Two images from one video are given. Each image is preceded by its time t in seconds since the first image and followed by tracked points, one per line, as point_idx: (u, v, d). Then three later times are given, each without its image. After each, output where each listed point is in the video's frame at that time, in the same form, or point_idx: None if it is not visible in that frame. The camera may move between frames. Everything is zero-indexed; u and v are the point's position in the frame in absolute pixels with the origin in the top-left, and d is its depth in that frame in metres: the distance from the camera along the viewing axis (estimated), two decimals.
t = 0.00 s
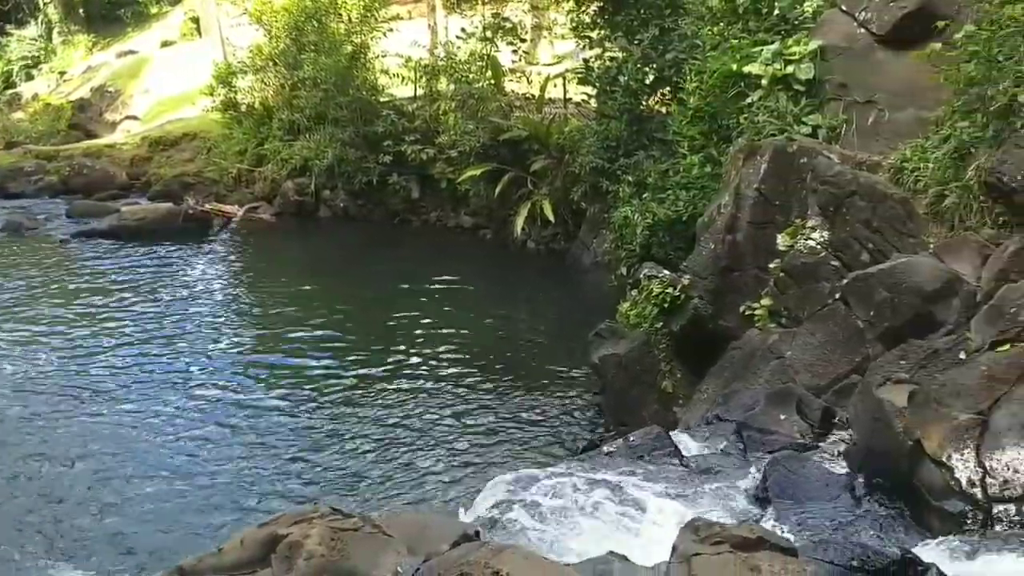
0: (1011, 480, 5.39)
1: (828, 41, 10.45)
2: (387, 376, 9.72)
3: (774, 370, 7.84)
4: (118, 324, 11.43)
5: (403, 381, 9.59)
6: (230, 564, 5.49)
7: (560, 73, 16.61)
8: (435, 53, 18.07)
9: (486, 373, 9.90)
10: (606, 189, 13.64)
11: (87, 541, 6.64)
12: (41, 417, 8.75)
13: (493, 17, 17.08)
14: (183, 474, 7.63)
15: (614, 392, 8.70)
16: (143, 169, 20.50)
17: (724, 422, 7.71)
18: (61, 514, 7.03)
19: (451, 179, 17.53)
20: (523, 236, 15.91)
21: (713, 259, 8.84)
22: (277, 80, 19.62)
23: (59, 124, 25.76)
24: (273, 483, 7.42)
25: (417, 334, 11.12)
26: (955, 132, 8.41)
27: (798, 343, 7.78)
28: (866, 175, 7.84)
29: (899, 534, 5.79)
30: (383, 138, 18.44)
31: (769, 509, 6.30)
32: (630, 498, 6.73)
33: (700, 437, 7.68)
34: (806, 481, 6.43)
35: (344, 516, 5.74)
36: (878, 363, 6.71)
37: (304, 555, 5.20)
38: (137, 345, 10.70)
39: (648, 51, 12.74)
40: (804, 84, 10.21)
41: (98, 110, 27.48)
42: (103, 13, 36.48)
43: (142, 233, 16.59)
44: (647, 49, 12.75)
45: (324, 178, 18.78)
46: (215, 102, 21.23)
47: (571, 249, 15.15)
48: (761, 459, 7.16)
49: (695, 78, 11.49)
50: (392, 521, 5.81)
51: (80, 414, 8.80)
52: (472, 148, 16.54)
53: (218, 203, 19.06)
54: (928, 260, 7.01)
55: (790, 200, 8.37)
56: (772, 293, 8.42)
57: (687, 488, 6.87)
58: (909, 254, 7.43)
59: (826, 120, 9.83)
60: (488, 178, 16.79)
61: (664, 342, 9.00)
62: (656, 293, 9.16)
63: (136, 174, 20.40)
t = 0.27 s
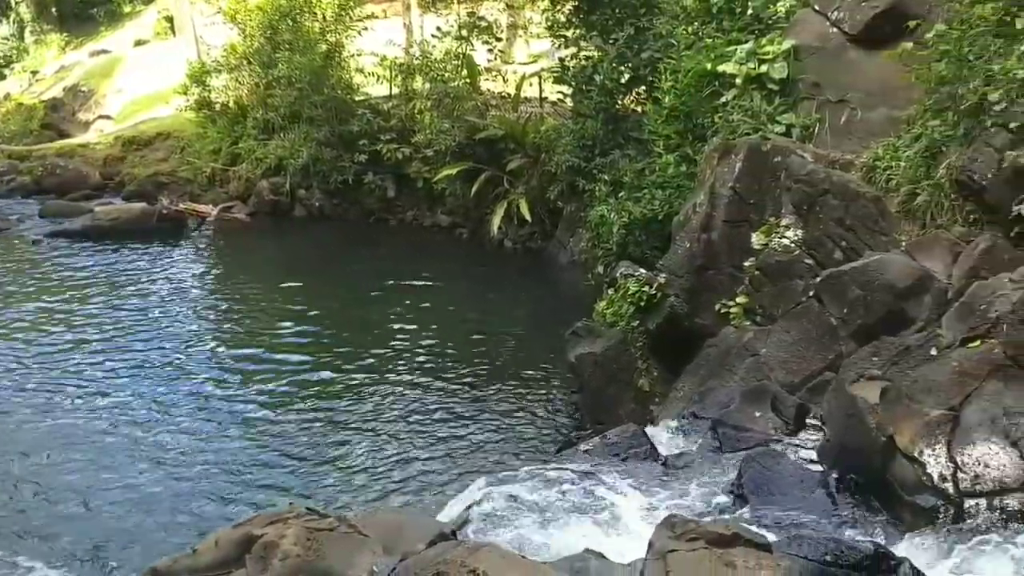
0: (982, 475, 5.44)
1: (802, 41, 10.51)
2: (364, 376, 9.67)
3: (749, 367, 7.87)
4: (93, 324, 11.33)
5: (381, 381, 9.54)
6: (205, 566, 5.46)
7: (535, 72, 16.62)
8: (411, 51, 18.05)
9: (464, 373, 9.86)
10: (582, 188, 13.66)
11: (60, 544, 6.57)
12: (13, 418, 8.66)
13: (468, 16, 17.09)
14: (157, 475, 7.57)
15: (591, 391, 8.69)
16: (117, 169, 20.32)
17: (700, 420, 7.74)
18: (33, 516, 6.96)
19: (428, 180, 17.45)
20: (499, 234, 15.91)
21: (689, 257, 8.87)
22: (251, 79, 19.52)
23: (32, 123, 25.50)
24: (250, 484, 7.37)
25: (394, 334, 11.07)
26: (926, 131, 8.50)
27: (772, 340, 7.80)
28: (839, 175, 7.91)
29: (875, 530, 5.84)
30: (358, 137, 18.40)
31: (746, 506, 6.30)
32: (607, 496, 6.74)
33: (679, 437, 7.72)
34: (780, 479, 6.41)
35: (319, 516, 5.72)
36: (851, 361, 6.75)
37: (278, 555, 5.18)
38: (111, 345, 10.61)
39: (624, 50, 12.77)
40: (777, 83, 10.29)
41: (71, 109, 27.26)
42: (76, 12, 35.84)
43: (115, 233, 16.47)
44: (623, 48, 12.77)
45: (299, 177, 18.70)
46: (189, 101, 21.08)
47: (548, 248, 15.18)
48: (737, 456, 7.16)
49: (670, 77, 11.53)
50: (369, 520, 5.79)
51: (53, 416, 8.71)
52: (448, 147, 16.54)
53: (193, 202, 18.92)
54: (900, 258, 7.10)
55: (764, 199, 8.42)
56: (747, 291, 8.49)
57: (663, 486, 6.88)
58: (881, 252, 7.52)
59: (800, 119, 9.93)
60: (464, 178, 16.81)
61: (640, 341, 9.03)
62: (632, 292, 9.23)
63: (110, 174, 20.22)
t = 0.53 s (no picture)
0: (954, 470, 5.54)
1: (776, 41, 10.57)
2: (339, 377, 9.60)
3: (725, 365, 7.89)
4: (65, 325, 11.22)
5: (356, 381, 9.48)
6: (179, 568, 5.40)
7: (511, 71, 16.60)
8: (386, 50, 17.99)
9: (440, 372, 9.82)
10: (558, 187, 13.66)
11: (32, 547, 6.49)
12: None
13: (444, 15, 17.08)
14: (132, 477, 7.49)
15: (568, 389, 8.63)
16: (90, 169, 20.13)
17: (676, 417, 7.75)
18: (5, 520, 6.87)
19: (403, 178, 17.55)
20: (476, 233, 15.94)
21: (665, 255, 8.89)
22: (225, 78, 19.39)
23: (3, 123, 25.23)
24: (224, 487, 7.30)
25: (370, 335, 11.01)
26: (898, 130, 8.55)
27: (748, 338, 7.84)
28: (813, 174, 7.99)
29: (853, 526, 5.82)
30: (334, 137, 18.37)
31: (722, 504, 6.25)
32: (584, 495, 6.74)
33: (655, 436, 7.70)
34: (756, 474, 6.35)
35: (295, 517, 5.69)
36: (825, 357, 6.70)
37: (254, 557, 5.14)
38: (84, 347, 10.51)
39: (599, 50, 12.77)
40: (751, 83, 10.36)
41: (44, 109, 27.03)
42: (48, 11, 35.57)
43: (88, 233, 16.31)
44: (599, 47, 12.77)
45: (274, 176, 18.60)
46: (162, 100, 20.91)
47: (525, 247, 15.19)
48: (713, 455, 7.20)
49: (645, 76, 11.54)
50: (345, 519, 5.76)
51: (25, 419, 8.61)
52: (421, 148, 16.66)
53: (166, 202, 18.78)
54: (873, 257, 7.16)
55: (739, 198, 8.46)
56: (722, 289, 8.53)
57: (641, 486, 6.85)
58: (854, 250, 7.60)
59: (774, 118, 10.00)
60: (439, 177, 16.83)
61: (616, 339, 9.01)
62: (609, 290, 9.21)
63: (82, 174, 20.02)
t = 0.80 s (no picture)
0: (926, 465, 5.59)
1: (750, 40, 10.74)
2: (315, 376, 9.55)
3: (701, 363, 7.91)
4: (37, 326, 11.10)
5: (333, 381, 9.43)
6: (154, 570, 5.36)
7: (487, 70, 16.58)
8: (361, 49, 17.94)
9: (418, 372, 9.78)
10: (535, 186, 13.66)
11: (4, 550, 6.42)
12: None
13: (419, 14, 17.02)
14: (105, 478, 7.43)
15: (546, 388, 8.64)
16: (62, 169, 19.93)
17: (653, 415, 7.79)
18: None
19: (378, 177, 17.32)
20: (454, 233, 15.97)
21: (642, 253, 8.91)
22: (199, 76, 19.27)
23: None
24: (199, 489, 7.24)
25: (347, 335, 10.95)
26: (871, 129, 8.63)
27: (723, 336, 7.88)
28: (786, 172, 8.06)
29: (828, 522, 5.86)
30: (308, 135, 18.28)
31: (698, 501, 6.27)
32: (561, 493, 6.75)
33: (632, 433, 7.72)
34: (733, 471, 6.36)
35: (271, 518, 5.67)
36: (800, 354, 6.76)
37: (229, 558, 5.11)
38: (57, 347, 10.41)
39: (574, 49, 12.77)
40: (726, 83, 10.45)
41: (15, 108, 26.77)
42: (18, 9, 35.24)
43: (60, 234, 16.15)
44: (574, 46, 12.77)
45: (248, 175, 18.52)
46: (135, 100, 20.73)
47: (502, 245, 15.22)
48: (689, 452, 7.17)
49: (620, 75, 11.51)
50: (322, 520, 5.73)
51: None
52: (396, 146, 16.68)
53: (140, 202, 18.63)
54: (847, 255, 7.24)
55: (714, 196, 8.48)
56: (698, 287, 8.54)
57: (619, 483, 6.87)
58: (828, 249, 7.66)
59: (747, 118, 10.16)
60: (416, 175, 16.84)
61: (593, 338, 9.03)
62: (586, 288, 9.22)
63: (54, 174, 19.83)
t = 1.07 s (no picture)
0: (896, 461, 5.63)
1: (720, 39, 10.88)
2: (287, 377, 9.46)
3: (675, 360, 7.89)
4: (5, 328, 10.96)
5: (305, 382, 9.34)
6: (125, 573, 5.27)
7: (459, 68, 16.50)
8: (332, 48, 17.83)
9: (391, 371, 9.70)
10: (507, 185, 13.62)
11: None
12: None
13: (390, 11, 16.76)
14: (74, 481, 7.32)
15: (520, 387, 8.61)
16: (30, 169, 19.70)
17: (627, 413, 7.80)
18: None
19: (351, 176, 17.35)
20: (427, 232, 16.02)
21: (615, 252, 8.87)
22: (170, 75, 19.19)
23: None
24: (169, 491, 7.15)
25: (319, 335, 10.86)
26: (841, 127, 8.67)
27: (695, 333, 7.89)
28: (757, 171, 8.08)
29: (800, 517, 5.87)
30: (280, 134, 18.09)
31: (674, 500, 6.24)
32: (535, 490, 6.71)
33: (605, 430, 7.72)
34: (706, 468, 6.38)
35: (243, 519, 5.61)
36: (773, 351, 6.79)
37: (201, 560, 5.02)
38: (25, 349, 10.27)
39: (546, 49, 12.69)
40: (697, 81, 10.64)
41: None
42: None
43: (28, 234, 15.97)
44: (546, 45, 12.69)
45: (219, 175, 18.50)
46: (104, 99, 20.50)
47: (475, 245, 15.24)
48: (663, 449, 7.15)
49: (593, 74, 11.36)
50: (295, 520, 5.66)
51: None
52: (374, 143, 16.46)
53: (110, 203, 18.43)
54: (817, 253, 7.31)
55: (687, 194, 8.58)
56: (671, 284, 8.54)
57: (592, 477, 6.85)
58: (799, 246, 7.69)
59: (718, 116, 10.26)
60: (389, 175, 16.87)
61: (568, 337, 9.06)
62: (559, 287, 9.15)
63: (22, 174, 19.61)
